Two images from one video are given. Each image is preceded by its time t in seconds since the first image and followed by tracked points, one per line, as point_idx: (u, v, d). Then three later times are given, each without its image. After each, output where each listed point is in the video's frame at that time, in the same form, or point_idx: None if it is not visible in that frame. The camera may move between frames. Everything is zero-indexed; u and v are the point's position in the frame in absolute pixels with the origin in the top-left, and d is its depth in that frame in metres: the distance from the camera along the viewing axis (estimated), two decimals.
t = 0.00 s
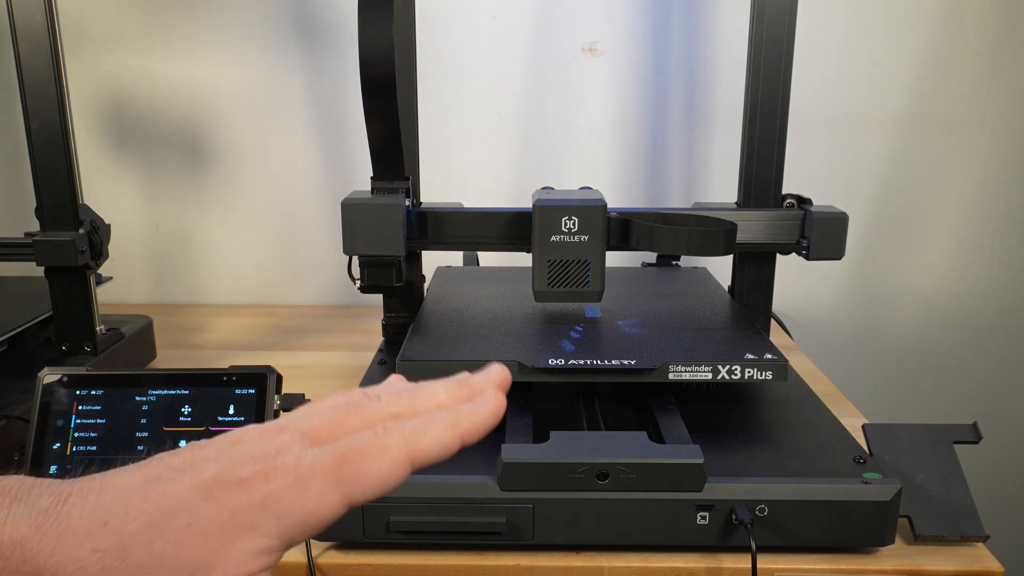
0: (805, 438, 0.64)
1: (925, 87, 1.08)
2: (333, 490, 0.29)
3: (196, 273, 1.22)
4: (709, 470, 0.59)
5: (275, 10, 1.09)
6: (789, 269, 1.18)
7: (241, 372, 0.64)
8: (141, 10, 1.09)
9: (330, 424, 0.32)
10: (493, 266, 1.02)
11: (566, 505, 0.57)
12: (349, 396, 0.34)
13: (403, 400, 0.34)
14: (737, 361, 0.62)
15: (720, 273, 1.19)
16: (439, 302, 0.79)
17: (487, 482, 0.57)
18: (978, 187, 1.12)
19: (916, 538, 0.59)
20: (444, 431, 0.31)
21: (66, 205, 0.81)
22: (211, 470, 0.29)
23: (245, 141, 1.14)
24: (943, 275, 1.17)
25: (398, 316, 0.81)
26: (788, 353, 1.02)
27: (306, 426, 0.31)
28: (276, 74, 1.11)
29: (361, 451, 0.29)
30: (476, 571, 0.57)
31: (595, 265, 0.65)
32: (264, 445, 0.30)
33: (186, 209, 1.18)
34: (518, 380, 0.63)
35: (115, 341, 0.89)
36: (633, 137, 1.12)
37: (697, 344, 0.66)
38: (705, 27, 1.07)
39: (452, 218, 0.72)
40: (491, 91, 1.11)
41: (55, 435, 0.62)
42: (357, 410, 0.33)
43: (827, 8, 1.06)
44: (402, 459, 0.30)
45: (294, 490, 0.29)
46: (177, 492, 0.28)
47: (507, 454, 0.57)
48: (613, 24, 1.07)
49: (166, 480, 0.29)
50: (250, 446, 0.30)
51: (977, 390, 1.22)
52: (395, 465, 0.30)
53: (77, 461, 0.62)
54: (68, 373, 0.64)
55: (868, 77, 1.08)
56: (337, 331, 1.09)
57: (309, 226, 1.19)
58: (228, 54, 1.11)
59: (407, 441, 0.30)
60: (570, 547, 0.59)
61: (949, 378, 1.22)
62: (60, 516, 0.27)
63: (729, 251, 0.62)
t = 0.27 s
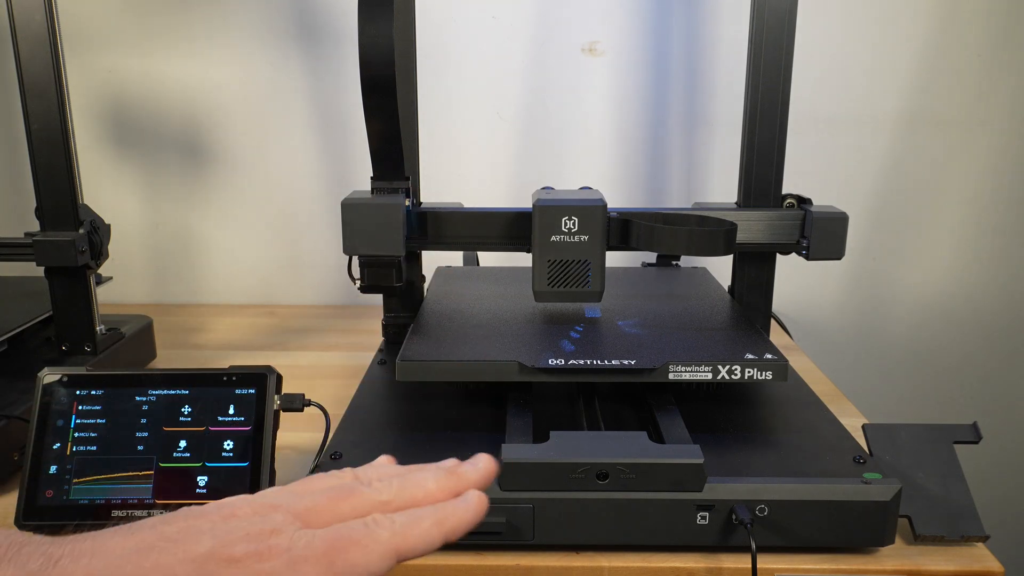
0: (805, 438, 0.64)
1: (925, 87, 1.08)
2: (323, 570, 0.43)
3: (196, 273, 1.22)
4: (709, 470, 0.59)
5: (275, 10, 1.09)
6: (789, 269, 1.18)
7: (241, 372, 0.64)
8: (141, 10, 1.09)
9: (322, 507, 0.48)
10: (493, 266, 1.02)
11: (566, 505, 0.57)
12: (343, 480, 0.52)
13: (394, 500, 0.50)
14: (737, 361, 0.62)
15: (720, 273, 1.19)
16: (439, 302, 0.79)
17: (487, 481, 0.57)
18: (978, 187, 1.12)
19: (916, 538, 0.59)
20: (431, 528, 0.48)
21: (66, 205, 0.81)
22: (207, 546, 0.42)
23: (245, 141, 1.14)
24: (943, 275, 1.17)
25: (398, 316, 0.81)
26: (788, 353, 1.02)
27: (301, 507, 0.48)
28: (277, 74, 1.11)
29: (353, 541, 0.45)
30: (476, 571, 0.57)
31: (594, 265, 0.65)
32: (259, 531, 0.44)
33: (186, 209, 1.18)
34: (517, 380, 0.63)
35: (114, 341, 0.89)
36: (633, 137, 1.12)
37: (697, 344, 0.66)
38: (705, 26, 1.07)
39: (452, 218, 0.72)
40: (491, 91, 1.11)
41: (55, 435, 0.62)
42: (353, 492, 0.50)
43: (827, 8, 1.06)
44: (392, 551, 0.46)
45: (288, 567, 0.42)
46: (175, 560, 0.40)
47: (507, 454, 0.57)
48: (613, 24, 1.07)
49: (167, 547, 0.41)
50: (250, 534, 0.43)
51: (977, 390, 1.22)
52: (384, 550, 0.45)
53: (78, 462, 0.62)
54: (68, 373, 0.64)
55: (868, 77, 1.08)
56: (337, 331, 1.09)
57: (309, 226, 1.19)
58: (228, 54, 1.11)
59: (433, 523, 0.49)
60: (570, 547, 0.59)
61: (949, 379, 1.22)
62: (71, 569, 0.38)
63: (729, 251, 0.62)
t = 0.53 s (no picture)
0: (805, 438, 0.64)
1: (925, 87, 1.08)
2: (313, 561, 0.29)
3: (196, 273, 1.22)
4: (709, 470, 0.59)
5: (275, 10, 1.09)
6: (789, 269, 1.18)
7: (241, 371, 0.64)
8: (141, 10, 1.09)
9: (315, 493, 0.33)
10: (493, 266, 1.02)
11: (566, 505, 0.57)
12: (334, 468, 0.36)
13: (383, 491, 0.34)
14: (737, 361, 0.62)
15: (720, 273, 1.19)
16: (439, 302, 0.79)
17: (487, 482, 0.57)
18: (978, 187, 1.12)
19: (916, 538, 0.59)
20: (425, 516, 0.32)
21: (66, 205, 0.81)
22: (199, 530, 0.29)
23: (245, 142, 1.14)
24: (944, 275, 1.16)
25: (398, 316, 0.81)
26: (788, 353, 1.02)
27: (292, 495, 0.32)
28: (277, 74, 1.11)
29: (344, 526, 0.30)
30: (476, 571, 0.57)
31: (595, 265, 0.65)
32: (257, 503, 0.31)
33: (186, 210, 1.18)
34: (517, 380, 0.63)
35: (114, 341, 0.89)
36: (633, 137, 1.12)
37: (697, 344, 0.66)
38: (705, 27, 1.07)
39: (452, 218, 0.72)
40: (491, 91, 1.11)
41: (55, 435, 0.62)
42: (333, 488, 0.33)
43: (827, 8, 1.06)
44: (384, 537, 0.31)
45: (275, 557, 0.29)
46: (163, 550, 0.27)
47: (507, 454, 0.57)
48: (613, 25, 1.07)
49: (153, 537, 0.28)
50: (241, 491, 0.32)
51: (977, 390, 1.22)
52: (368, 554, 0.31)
53: (78, 461, 0.62)
54: (68, 373, 0.64)
55: (868, 77, 1.08)
56: (337, 331, 1.09)
57: (309, 227, 1.19)
58: (228, 54, 1.11)
59: (424, 510, 0.33)
60: (570, 547, 0.59)
61: (950, 378, 1.22)
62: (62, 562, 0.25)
63: (729, 251, 0.62)
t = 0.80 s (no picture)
0: (805, 438, 0.64)
1: (926, 86, 1.08)
2: (304, 504, 0.35)
3: (196, 273, 1.22)
4: (709, 470, 0.59)
5: (275, 10, 1.09)
6: (789, 269, 1.18)
7: (241, 371, 0.64)
8: (141, 10, 1.09)
9: (303, 442, 0.37)
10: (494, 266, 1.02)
11: (566, 505, 0.57)
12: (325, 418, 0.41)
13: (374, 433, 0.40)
14: (737, 361, 0.62)
15: (720, 273, 1.19)
16: (440, 302, 0.79)
17: (487, 482, 0.57)
18: (978, 187, 1.12)
19: (916, 538, 0.59)
20: (417, 462, 0.39)
21: (66, 205, 0.81)
22: (190, 480, 0.33)
23: (245, 141, 1.14)
24: (944, 275, 1.16)
25: (398, 316, 0.81)
26: (788, 353, 1.02)
27: (283, 443, 0.37)
28: (277, 73, 1.11)
29: (333, 469, 0.36)
30: (476, 571, 0.57)
31: (595, 265, 0.65)
32: (252, 452, 0.36)
33: (186, 209, 1.18)
34: (518, 380, 0.63)
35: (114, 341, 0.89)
36: (633, 137, 1.12)
37: (697, 344, 0.66)
38: (706, 26, 1.06)
39: (452, 218, 0.72)
40: (491, 91, 1.11)
41: (54, 435, 0.63)
42: (325, 438, 0.38)
43: (827, 8, 1.06)
44: (373, 480, 0.37)
45: (267, 501, 0.34)
46: (154, 500, 0.32)
47: (507, 454, 0.57)
48: (613, 24, 1.07)
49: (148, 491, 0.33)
50: (243, 443, 0.37)
51: (977, 390, 1.22)
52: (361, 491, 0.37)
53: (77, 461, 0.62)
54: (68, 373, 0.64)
55: (869, 76, 1.08)
56: (337, 331, 1.09)
57: (309, 226, 1.19)
58: (228, 54, 1.11)
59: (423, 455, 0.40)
60: (570, 547, 0.59)
61: (949, 378, 1.22)
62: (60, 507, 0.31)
63: (729, 251, 0.62)
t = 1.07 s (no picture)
0: (805, 438, 0.64)
1: (925, 86, 1.08)
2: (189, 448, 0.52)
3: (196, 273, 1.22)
4: (709, 470, 0.58)
5: (274, 10, 1.09)
6: (789, 269, 1.18)
7: (241, 372, 0.65)
8: (141, 10, 1.09)
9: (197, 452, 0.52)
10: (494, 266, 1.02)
11: (566, 505, 0.57)
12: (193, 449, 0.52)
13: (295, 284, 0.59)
14: (737, 361, 0.62)
15: (720, 273, 1.19)
16: (440, 302, 0.79)
17: (487, 481, 0.57)
18: (978, 187, 1.12)
19: (916, 538, 0.59)
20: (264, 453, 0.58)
21: (66, 205, 0.81)
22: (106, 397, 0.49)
23: (245, 141, 1.14)
24: (944, 275, 1.16)
25: (398, 316, 0.81)
26: (788, 353, 1.02)
27: (160, 441, 0.51)
28: (277, 73, 1.11)
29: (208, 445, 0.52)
30: (476, 571, 0.57)
31: (594, 265, 0.65)
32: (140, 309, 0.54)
33: (187, 209, 1.18)
34: (517, 380, 0.63)
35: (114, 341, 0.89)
36: (633, 137, 1.12)
37: (697, 344, 0.66)
38: (706, 26, 1.06)
39: (452, 218, 0.72)
40: (491, 91, 1.11)
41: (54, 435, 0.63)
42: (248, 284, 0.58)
43: (828, 8, 1.06)
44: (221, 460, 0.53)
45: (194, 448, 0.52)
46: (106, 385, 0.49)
47: (507, 454, 0.57)
48: (613, 24, 1.07)
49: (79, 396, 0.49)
50: (155, 308, 0.54)
51: (977, 390, 1.22)
52: (217, 325, 0.56)
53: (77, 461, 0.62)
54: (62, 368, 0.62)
55: (869, 76, 1.08)
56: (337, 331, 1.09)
57: (309, 226, 1.19)
58: (228, 54, 1.11)
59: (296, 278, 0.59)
60: (570, 547, 0.59)
61: (949, 378, 1.22)
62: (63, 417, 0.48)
63: (729, 251, 0.63)
